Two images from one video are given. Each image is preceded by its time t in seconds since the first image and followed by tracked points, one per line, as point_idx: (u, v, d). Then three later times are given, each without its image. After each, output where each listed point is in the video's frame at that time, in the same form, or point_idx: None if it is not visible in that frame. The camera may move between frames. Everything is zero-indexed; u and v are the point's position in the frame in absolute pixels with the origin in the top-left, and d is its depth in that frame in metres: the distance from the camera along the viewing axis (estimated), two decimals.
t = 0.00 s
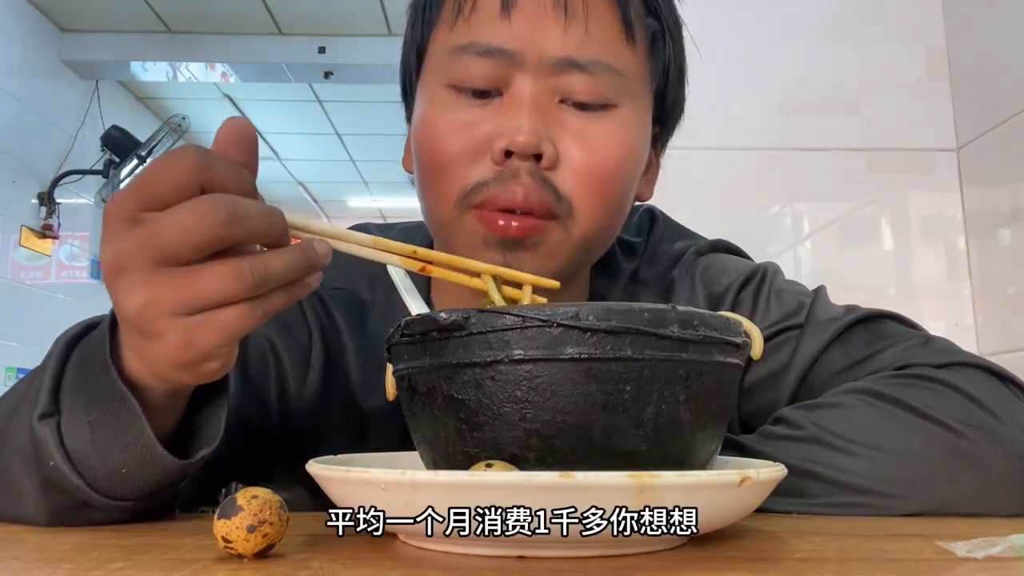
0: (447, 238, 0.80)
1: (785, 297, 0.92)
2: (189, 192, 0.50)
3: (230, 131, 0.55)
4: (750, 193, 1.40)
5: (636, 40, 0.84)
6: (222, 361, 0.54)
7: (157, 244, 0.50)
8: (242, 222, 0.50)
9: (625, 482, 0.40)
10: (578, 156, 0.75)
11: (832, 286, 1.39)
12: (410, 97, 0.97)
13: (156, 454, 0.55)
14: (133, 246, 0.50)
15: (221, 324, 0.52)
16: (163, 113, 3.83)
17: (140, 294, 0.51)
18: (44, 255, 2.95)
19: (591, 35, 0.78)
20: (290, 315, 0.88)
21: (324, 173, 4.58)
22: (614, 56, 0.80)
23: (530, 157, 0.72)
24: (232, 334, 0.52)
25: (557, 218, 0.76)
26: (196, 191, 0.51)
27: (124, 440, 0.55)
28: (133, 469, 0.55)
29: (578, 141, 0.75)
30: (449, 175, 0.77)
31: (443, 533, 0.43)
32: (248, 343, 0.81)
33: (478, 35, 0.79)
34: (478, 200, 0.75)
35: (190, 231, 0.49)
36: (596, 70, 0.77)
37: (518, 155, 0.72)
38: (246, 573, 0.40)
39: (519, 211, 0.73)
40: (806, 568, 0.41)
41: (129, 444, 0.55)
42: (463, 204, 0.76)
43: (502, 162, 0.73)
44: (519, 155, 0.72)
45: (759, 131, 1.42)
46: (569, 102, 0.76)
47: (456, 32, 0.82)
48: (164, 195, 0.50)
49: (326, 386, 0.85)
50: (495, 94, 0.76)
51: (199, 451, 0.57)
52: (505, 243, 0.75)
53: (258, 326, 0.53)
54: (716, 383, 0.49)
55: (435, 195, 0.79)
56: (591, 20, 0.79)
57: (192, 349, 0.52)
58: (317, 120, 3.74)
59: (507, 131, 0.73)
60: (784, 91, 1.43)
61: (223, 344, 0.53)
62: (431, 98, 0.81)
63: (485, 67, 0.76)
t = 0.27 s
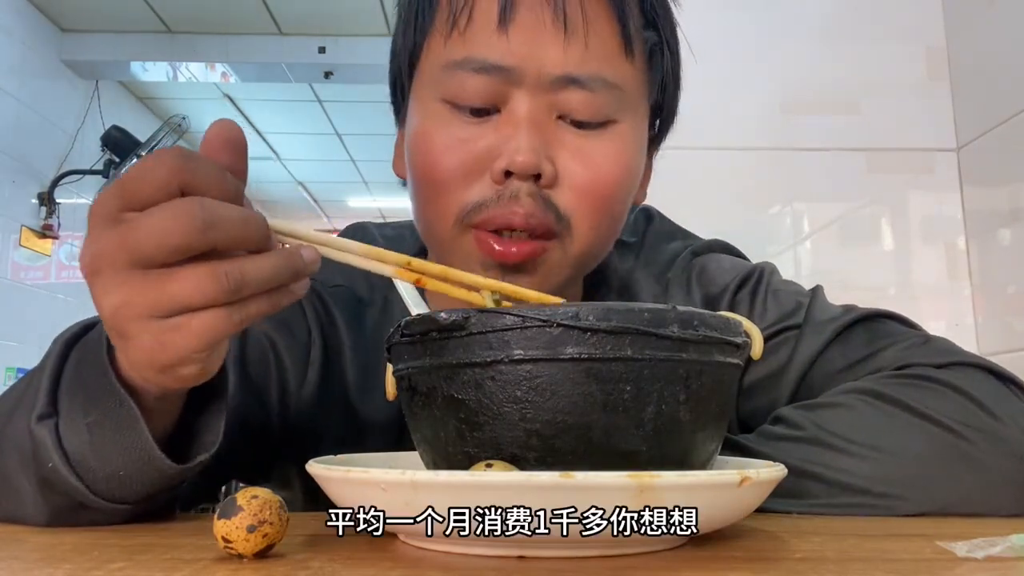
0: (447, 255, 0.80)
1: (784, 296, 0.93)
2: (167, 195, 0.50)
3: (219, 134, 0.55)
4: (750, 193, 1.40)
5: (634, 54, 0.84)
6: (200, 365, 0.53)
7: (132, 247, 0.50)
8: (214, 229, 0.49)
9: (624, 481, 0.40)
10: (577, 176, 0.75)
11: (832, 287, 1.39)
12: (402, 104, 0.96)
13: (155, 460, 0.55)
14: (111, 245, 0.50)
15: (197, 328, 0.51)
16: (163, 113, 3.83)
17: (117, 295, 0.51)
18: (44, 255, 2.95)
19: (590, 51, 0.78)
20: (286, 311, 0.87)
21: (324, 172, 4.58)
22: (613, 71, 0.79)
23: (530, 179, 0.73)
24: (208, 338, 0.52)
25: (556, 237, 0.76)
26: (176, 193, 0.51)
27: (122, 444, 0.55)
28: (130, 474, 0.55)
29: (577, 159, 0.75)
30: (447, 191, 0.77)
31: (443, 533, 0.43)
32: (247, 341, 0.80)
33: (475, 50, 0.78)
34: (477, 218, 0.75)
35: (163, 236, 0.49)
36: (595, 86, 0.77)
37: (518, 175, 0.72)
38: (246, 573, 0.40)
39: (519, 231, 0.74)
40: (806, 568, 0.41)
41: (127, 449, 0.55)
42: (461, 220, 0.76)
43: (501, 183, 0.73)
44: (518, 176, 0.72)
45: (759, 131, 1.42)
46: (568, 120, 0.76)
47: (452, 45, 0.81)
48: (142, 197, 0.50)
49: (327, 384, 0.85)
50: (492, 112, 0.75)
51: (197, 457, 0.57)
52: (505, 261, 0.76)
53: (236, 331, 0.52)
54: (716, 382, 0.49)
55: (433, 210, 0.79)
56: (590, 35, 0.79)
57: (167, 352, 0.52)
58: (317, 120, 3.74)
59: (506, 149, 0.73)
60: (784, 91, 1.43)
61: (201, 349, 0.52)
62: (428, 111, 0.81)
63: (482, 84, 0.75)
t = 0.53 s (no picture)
0: (451, 227, 0.80)
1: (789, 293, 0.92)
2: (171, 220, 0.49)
3: (229, 150, 0.52)
4: (750, 193, 1.40)
5: (631, 31, 0.84)
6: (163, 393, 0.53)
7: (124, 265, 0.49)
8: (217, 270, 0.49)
9: (624, 482, 0.40)
10: (577, 144, 0.75)
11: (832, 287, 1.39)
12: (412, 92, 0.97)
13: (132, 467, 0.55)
14: (105, 256, 0.49)
15: (175, 354, 0.51)
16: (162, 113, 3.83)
17: (100, 306, 0.50)
18: (44, 255, 2.95)
19: (587, 27, 0.78)
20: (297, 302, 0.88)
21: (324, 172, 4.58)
22: (610, 47, 0.80)
23: (531, 146, 0.73)
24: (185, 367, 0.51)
25: (557, 205, 0.76)
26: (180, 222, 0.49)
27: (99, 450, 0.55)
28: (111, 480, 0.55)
29: (577, 131, 0.75)
30: (451, 165, 0.77)
31: (443, 533, 0.43)
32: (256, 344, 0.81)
33: (479, 28, 0.79)
34: (480, 187, 0.75)
35: (163, 265, 0.48)
36: (593, 60, 0.77)
37: (519, 144, 0.73)
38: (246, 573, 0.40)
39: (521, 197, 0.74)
40: (806, 568, 0.41)
41: (107, 454, 0.55)
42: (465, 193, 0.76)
43: (503, 152, 0.73)
44: (519, 145, 0.72)
45: (759, 131, 1.42)
46: (568, 93, 0.76)
47: (458, 25, 0.82)
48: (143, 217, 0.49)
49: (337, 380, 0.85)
50: (495, 86, 0.76)
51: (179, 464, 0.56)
52: (507, 229, 0.75)
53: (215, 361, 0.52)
54: (716, 382, 0.49)
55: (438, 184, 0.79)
56: (587, 12, 0.79)
57: (136, 372, 0.51)
58: (317, 120, 3.74)
59: (507, 121, 0.73)
60: (784, 91, 1.43)
61: (175, 376, 0.52)
62: (433, 91, 0.81)
63: (484, 60, 0.76)
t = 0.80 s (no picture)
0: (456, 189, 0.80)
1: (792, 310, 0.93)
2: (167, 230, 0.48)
3: (207, 147, 0.49)
4: (750, 193, 1.41)
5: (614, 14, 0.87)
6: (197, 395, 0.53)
7: (132, 282, 0.48)
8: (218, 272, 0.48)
9: (624, 482, 0.40)
10: (573, 100, 0.75)
11: (832, 286, 1.39)
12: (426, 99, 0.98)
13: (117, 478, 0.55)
14: (108, 281, 0.49)
15: (201, 358, 0.51)
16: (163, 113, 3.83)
17: (121, 327, 0.50)
18: (43, 255, 2.95)
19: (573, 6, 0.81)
20: (321, 288, 0.90)
21: (324, 172, 4.58)
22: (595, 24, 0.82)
23: (528, 102, 0.74)
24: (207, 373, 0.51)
25: (556, 155, 0.75)
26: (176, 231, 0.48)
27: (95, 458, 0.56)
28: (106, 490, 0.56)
29: (572, 88, 0.76)
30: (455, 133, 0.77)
31: (443, 533, 0.43)
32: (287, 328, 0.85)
33: (479, 13, 0.83)
34: (482, 145, 0.75)
35: (168, 275, 0.48)
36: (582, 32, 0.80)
37: (519, 100, 0.74)
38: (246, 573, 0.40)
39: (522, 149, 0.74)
40: (806, 568, 0.41)
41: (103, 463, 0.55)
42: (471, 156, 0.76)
43: (503, 110, 0.74)
44: (518, 101, 0.74)
45: (758, 131, 1.42)
46: (561, 61, 0.78)
47: (463, 14, 0.85)
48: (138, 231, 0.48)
49: (362, 361, 0.85)
50: (494, 58, 0.79)
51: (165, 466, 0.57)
52: (511, 181, 0.75)
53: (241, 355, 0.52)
54: (716, 382, 0.49)
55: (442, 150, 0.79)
56: None
57: (170, 384, 0.51)
58: (317, 120, 3.74)
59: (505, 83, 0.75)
60: (784, 90, 1.43)
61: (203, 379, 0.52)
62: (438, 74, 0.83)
63: (486, 38, 0.79)
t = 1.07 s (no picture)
0: (478, 196, 0.80)
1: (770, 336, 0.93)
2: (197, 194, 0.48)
3: (228, 128, 0.48)
4: (750, 193, 1.41)
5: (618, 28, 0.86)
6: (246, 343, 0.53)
7: (176, 246, 0.48)
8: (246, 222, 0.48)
9: (624, 482, 0.40)
10: (584, 112, 0.75)
11: (832, 287, 1.39)
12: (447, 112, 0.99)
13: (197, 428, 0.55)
14: (151, 244, 0.49)
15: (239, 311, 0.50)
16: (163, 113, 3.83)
17: (169, 286, 0.49)
18: (43, 255, 2.96)
19: (581, 22, 0.82)
20: (347, 269, 0.89)
21: (324, 172, 4.58)
22: (602, 38, 0.82)
23: (542, 110, 0.74)
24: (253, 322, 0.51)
25: (569, 160, 0.75)
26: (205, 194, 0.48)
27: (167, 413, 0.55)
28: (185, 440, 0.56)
29: (584, 97, 0.76)
30: (477, 145, 0.78)
31: (442, 533, 0.43)
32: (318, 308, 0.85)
33: (497, 29, 0.83)
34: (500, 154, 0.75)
35: (203, 235, 0.48)
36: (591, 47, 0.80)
37: (535, 112, 0.74)
38: (246, 573, 0.40)
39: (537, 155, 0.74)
40: (805, 568, 0.41)
41: (177, 416, 0.55)
42: (493, 168, 0.76)
43: (519, 118, 0.74)
44: (534, 112, 0.73)
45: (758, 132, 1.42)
46: (573, 74, 0.78)
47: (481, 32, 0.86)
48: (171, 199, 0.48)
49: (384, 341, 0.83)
50: (511, 72, 0.79)
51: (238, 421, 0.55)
52: (527, 187, 0.75)
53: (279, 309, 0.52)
54: (716, 382, 0.49)
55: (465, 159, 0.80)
56: (581, 10, 0.83)
57: (214, 334, 0.50)
58: (317, 120, 3.74)
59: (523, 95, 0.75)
60: (784, 91, 1.43)
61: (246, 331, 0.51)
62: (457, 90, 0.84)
63: (504, 53, 0.79)
